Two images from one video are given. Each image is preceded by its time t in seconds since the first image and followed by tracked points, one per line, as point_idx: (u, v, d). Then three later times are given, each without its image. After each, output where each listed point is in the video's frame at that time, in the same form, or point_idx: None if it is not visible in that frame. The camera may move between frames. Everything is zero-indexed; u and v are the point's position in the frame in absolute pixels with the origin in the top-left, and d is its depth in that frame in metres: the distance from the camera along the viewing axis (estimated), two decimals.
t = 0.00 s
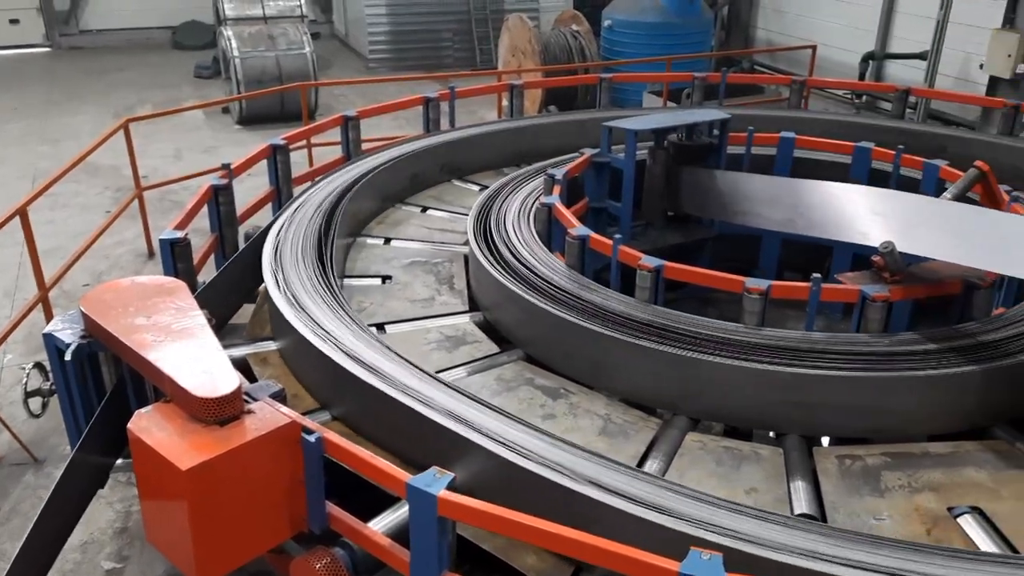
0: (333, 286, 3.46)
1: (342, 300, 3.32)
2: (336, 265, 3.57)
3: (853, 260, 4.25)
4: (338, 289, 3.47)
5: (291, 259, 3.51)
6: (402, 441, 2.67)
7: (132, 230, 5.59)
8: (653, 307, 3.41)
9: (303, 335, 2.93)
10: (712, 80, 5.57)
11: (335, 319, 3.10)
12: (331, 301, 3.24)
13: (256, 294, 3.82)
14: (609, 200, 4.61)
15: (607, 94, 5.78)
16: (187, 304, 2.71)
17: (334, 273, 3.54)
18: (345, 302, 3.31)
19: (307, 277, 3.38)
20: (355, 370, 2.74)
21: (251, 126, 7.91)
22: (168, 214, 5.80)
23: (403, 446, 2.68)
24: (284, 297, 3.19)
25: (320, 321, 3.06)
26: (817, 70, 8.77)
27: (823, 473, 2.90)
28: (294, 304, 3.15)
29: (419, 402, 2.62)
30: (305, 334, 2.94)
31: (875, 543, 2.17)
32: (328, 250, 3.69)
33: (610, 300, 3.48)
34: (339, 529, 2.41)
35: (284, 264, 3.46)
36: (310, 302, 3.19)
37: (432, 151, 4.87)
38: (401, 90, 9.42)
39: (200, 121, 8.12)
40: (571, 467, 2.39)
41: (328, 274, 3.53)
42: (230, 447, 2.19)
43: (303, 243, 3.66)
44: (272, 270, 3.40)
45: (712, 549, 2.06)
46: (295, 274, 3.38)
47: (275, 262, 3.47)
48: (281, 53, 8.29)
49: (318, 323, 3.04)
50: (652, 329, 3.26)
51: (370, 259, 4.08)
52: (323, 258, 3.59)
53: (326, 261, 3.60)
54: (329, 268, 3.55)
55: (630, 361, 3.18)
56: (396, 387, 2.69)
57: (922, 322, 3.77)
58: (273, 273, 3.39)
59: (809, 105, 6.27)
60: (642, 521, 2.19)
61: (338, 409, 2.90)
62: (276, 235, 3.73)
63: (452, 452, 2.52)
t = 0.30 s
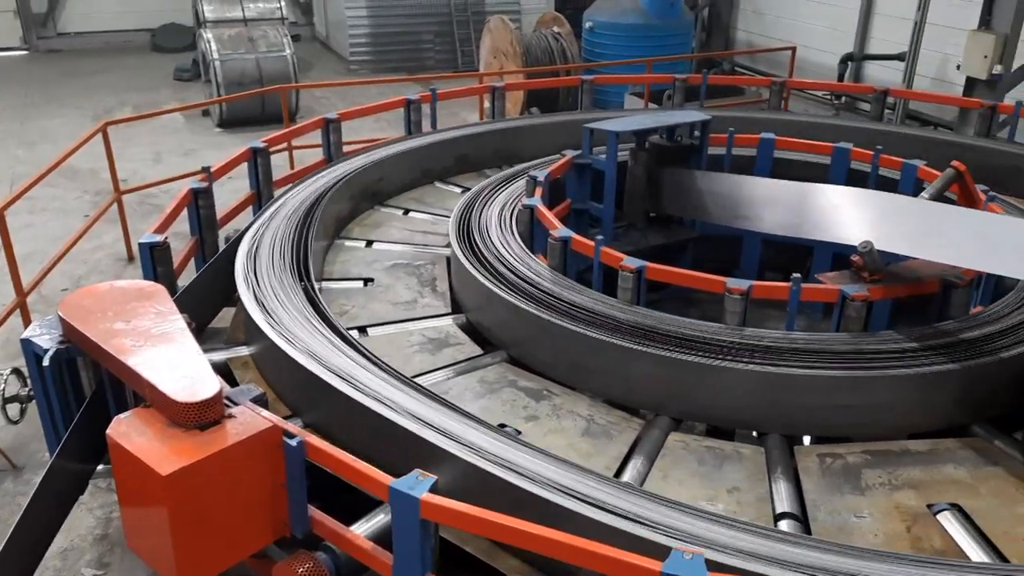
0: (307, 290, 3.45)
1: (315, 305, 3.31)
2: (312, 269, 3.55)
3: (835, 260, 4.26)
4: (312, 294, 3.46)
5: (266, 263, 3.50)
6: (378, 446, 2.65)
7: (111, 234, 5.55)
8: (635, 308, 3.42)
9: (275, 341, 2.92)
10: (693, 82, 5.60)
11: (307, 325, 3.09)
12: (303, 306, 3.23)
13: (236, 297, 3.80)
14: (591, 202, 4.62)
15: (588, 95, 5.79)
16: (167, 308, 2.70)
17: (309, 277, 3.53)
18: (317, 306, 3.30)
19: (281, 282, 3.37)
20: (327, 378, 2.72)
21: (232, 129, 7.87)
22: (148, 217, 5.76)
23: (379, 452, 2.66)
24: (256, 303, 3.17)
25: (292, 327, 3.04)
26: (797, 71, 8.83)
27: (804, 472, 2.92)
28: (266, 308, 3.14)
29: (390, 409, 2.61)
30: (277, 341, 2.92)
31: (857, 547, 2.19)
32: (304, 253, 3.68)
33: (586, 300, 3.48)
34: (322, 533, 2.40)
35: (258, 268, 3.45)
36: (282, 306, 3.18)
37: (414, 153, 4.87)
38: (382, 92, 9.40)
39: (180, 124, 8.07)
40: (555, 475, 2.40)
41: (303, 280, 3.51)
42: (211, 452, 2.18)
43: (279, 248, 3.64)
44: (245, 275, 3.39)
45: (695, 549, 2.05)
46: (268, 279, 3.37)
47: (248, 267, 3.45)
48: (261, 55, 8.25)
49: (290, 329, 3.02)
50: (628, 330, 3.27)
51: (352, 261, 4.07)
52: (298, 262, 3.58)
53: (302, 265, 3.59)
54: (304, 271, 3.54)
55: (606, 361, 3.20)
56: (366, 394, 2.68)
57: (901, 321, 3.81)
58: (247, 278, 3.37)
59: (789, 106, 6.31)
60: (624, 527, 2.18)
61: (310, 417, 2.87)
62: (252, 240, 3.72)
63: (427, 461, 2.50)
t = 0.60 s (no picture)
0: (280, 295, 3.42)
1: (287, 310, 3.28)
2: (286, 273, 3.53)
3: (814, 260, 4.36)
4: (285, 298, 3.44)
5: (238, 266, 3.48)
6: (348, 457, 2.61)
7: (90, 238, 5.50)
8: (617, 310, 3.42)
9: (245, 347, 2.89)
10: (674, 83, 5.62)
11: (279, 331, 3.06)
12: (275, 310, 3.21)
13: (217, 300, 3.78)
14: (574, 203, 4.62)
15: (570, 97, 5.79)
16: (147, 312, 2.68)
17: (283, 281, 3.51)
18: (289, 312, 3.28)
19: (253, 286, 3.34)
20: (297, 386, 2.69)
21: (212, 132, 7.83)
22: (127, 221, 5.72)
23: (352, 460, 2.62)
24: (226, 307, 3.15)
25: (264, 332, 3.02)
26: (778, 72, 8.89)
27: (787, 471, 2.94)
28: (237, 313, 3.11)
29: (364, 416, 2.58)
30: (247, 347, 2.90)
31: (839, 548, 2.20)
32: (279, 257, 3.66)
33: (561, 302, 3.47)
34: (304, 537, 2.39)
35: (230, 271, 3.42)
36: (253, 311, 3.16)
37: (396, 155, 4.87)
38: (364, 95, 9.38)
39: (160, 127, 8.01)
40: (536, 482, 2.39)
41: (277, 284, 3.49)
42: (192, 457, 2.16)
43: (253, 250, 3.62)
44: (216, 278, 3.36)
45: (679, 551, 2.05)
46: (239, 282, 3.34)
47: (220, 269, 3.43)
48: (241, 58, 8.21)
49: (260, 335, 3.00)
50: (604, 330, 3.27)
51: (334, 264, 4.05)
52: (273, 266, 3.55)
53: (276, 269, 3.56)
54: (279, 275, 3.52)
55: (581, 361, 3.21)
56: (337, 401, 2.65)
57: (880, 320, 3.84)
58: (218, 281, 3.35)
59: (769, 107, 6.34)
60: (607, 528, 2.18)
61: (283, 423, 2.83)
62: (227, 242, 3.70)
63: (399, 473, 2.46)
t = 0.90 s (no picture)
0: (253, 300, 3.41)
1: (257, 316, 3.27)
2: (259, 278, 3.50)
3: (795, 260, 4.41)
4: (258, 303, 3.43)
5: (210, 271, 3.47)
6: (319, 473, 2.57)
7: (69, 242, 5.46)
8: (599, 311, 3.42)
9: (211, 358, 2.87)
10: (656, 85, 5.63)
11: (247, 339, 3.05)
12: (244, 317, 3.19)
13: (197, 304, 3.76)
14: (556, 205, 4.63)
15: (552, 99, 5.80)
16: (126, 317, 2.66)
17: (257, 286, 3.49)
18: (259, 318, 3.27)
19: (224, 290, 3.33)
20: (262, 400, 2.67)
21: (192, 135, 7.78)
22: (107, 225, 5.68)
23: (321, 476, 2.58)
24: (197, 315, 3.13)
25: (234, 340, 3.00)
26: (758, 73, 8.95)
27: (769, 469, 2.96)
28: (205, 319, 3.09)
29: (336, 427, 2.57)
30: (213, 355, 2.88)
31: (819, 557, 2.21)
32: (254, 260, 3.64)
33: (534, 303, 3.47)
34: (286, 542, 2.38)
35: (202, 276, 3.41)
36: (221, 317, 3.13)
37: (378, 157, 4.86)
38: (345, 97, 9.36)
39: (140, 129, 7.96)
40: (513, 494, 2.37)
41: (251, 289, 3.46)
42: (172, 463, 2.15)
43: (227, 254, 3.61)
44: (187, 284, 3.35)
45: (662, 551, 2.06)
46: (210, 290, 3.32)
47: (191, 275, 3.42)
48: (221, 60, 8.17)
49: (228, 342, 2.98)
50: (579, 332, 3.28)
51: (316, 267, 4.04)
52: (246, 270, 3.54)
53: (250, 273, 3.55)
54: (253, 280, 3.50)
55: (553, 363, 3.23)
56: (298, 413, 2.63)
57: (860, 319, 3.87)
58: (189, 287, 3.33)
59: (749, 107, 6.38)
60: (590, 534, 2.18)
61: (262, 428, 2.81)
62: (201, 246, 3.69)
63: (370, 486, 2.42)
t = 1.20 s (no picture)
0: (223, 305, 3.37)
1: (227, 322, 3.23)
2: (230, 283, 3.45)
3: (776, 261, 4.44)
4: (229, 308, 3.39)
5: (179, 277, 3.43)
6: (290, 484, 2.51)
7: (47, 247, 5.41)
8: (581, 312, 3.42)
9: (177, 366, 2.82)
10: (637, 87, 5.65)
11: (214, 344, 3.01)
12: (212, 325, 3.13)
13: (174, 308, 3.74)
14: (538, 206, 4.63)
15: (533, 101, 5.80)
16: (103, 322, 2.64)
17: (228, 289, 3.45)
18: (228, 322, 3.23)
19: (191, 295, 3.29)
20: (228, 411, 2.62)
21: (172, 138, 7.74)
22: (85, 229, 5.63)
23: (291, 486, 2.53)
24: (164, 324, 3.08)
25: (200, 346, 2.96)
26: (738, 74, 9.00)
27: (750, 468, 2.99)
28: (170, 327, 3.05)
29: (309, 436, 2.55)
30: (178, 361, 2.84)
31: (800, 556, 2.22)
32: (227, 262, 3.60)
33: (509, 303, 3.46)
34: (268, 547, 2.37)
35: (171, 282, 3.38)
36: (186, 323, 3.09)
37: (358, 158, 4.85)
38: (327, 99, 9.33)
39: (119, 133, 7.90)
40: (489, 501, 2.33)
41: (222, 294, 3.42)
42: (151, 469, 2.13)
43: (197, 259, 3.56)
44: (154, 290, 3.32)
45: (645, 551, 2.07)
46: (180, 297, 3.27)
47: (160, 280, 3.38)
48: (201, 63, 8.13)
49: (194, 348, 2.94)
50: (555, 331, 3.29)
51: (298, 270, 4.03)
52: (218, 272, 3.49)
53: (222, 274, 3.50)
54: (224, 284, 3.46)
55: (532, 360, 3.26)
56: (262, 419, 2.60)
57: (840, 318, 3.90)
58: (156, 293, 3.30)
59: (730, 109, 6.41)
60: (572, 535, 2.19)
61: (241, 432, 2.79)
62: (173, 250, 3.65)
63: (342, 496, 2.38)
